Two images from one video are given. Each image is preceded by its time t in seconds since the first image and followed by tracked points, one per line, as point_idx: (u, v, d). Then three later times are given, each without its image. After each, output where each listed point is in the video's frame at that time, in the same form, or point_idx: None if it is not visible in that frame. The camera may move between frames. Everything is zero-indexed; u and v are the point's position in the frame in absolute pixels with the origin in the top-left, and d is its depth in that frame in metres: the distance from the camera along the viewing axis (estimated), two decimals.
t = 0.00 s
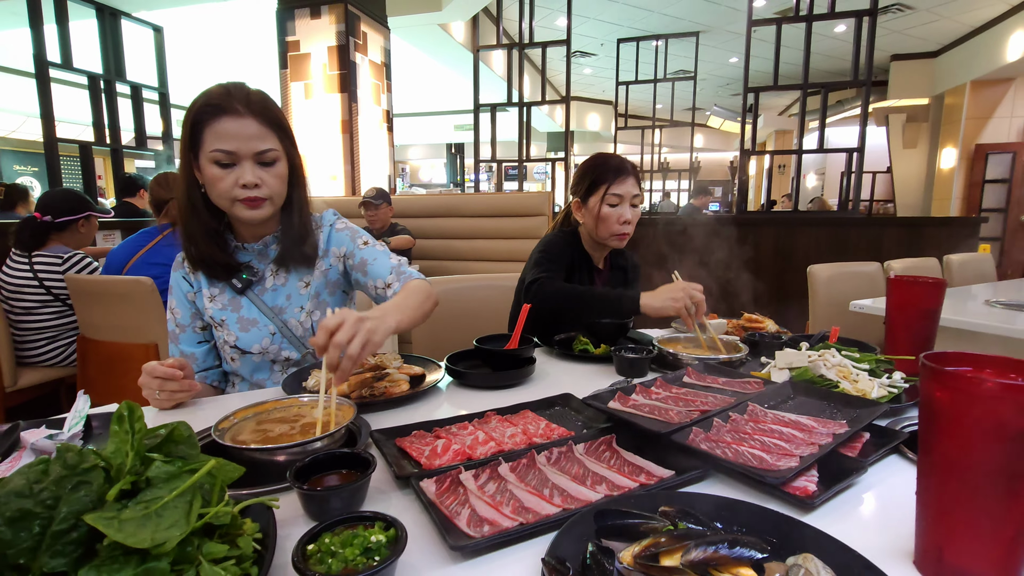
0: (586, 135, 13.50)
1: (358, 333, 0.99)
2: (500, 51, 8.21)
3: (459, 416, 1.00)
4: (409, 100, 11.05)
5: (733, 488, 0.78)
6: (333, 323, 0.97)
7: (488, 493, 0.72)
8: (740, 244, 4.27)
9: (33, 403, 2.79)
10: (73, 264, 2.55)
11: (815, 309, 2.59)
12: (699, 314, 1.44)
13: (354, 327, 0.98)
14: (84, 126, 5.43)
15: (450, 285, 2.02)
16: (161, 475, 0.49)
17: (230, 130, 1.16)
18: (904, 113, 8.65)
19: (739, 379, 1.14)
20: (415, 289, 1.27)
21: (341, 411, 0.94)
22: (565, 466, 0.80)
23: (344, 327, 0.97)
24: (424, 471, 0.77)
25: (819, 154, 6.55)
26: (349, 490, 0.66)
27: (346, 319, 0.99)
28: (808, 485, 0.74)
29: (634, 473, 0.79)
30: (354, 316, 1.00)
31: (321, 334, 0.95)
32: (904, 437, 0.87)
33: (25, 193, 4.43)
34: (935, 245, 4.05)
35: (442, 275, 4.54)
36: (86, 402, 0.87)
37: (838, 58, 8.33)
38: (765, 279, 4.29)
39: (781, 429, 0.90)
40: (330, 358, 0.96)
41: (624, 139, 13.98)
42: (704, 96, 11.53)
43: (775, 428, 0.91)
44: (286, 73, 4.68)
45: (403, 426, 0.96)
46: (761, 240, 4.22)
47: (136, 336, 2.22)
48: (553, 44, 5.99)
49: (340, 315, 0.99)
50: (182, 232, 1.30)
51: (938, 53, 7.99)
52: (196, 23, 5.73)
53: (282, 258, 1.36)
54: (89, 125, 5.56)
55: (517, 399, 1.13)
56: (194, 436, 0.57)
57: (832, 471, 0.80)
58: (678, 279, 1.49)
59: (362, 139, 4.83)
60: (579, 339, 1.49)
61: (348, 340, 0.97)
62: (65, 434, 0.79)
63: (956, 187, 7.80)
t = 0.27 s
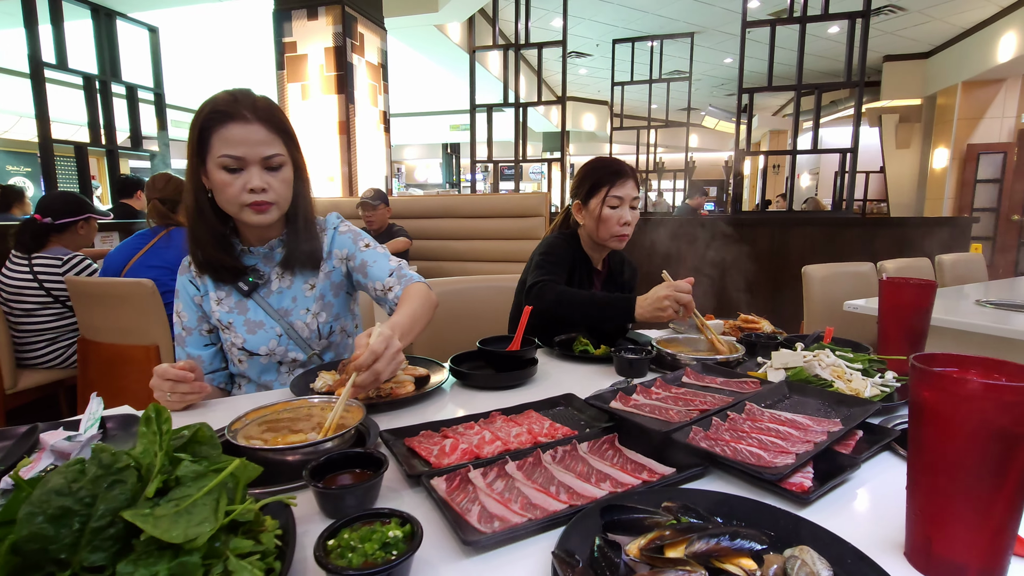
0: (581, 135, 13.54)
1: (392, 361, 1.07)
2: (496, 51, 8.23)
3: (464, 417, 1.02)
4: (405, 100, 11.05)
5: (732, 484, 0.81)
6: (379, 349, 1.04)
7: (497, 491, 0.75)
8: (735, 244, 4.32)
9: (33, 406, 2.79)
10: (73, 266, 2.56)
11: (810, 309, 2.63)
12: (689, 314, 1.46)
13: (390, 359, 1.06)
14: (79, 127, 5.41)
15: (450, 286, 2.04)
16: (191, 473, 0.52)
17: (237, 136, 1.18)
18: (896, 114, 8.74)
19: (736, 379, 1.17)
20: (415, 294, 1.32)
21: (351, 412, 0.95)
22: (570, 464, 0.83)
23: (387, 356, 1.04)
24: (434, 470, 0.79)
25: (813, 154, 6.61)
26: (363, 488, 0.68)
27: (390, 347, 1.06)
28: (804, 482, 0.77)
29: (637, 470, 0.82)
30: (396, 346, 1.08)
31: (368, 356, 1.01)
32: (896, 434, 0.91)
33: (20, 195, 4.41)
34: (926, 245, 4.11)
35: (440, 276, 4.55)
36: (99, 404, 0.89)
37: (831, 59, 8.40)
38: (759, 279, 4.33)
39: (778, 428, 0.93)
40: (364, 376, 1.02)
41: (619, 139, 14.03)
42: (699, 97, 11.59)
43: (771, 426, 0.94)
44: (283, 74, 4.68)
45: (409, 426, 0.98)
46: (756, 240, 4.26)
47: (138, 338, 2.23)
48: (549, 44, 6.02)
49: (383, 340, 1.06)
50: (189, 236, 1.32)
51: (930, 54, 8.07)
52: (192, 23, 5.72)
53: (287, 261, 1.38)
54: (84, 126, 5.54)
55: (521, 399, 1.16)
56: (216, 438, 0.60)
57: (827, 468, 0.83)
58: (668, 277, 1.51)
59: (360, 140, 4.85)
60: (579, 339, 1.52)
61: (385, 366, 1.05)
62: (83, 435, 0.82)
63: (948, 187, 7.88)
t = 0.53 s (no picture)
0: (577, 134, 13.57)
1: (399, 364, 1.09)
2: (492, 51, 8.23)
3: (472, 410, 1.03)
4: (401, 99, 11.03)
5: (740, 474, 0.83)
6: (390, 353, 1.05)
7: (510, 481, 0.76)
8: (732, 242, 4.35)
9: (32, 405, 2.78)
10: (72, 264, 2.55)
11: (807, 306, 2.66)
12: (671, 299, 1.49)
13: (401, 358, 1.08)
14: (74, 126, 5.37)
15: (452, 283, 2.05)
16: (216, 462, 0.53)
17: (245, 132, 1.18)
18: (891, 113, 8.80)
19: (740, 373, 1.19)
20: (422, 289, 1.33)
21: (360, 407, 0.94)
22: (580, 456, 0.84)
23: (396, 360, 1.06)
24: (447, 461, 0.80)
25: (808, 153, 6.65)
26: (378, 479, 0.69)
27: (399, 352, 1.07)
28: (811, 471, 0.78)
29: (647, 461, 0.83)
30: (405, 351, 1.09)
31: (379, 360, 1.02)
32: (898, 425, 0.93)
33: (15, 194, 4.39)
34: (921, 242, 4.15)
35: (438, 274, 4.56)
36: (110, 399, 0.88)
37: (826, 58, 8.45)
38: (756, 277, 4.36)
39: (783, 419, 0.95)
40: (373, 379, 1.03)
41: (615, 138, 14.07)
42: (694, 96, 11.62)
43: (777, 418, 0.95)
44: (280, 72, 4.67)
45: (419, 419, 0.99)
46: (753, 239, 4.29)
47: (139, 336, 2.23)
48: (546, 44, 6.03)
49: (394, 346, 1.08)
50: (195, 233, 1.33)
51: (923, 53, 8.13)
52: (188, 22, 5.70)
53: (292, 258, 1.38)
54: (79, 125, 5.51)
55: (528, 393, 1.17)
56: (236, 429, 0.60)
57: (832, 457, 0.85)
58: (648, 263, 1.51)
59: (357, 139, 4.85)
60: (583, 335, 1.53)
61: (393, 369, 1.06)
62: (99, 429, 0.82)
63: (942, 186, 7.95)
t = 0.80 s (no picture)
0: (573, 132, 13.60)
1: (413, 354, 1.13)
2: (488, 49, 8.23)
3: (480, 403, 1.05)
4: (397, 97, 11.01)
5: (744, 462, 0.85)
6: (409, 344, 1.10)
7: (522, 469, 0.78)
8: (728, 239, 4.38)
9: (30, 404, 2.77)
10: (70, 262, 2.54)
11: (804, 302, 2.69)
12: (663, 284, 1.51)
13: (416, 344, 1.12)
14: (68, 124, 5.33)
15: (453, 280, 2.07)
16: (242, 448, 0.54)
17: (253, 129, 1.19)
18: (884, 111, 8.87)
19: (742, 365, 1.21)
20: (433, 286, 1.36)
21: (371, 400, 0.93)
22: (589, 445, 0.86)
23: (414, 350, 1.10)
24: (459, 451, 0.82)
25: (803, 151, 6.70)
26: (394, 467, 0.70)
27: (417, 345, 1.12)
28: (815, 457, 0.80)
29: (654, 450, 0.85)
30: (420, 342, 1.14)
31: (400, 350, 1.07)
32: (898, 414, 0.95)
33: (10, 192, 4.36)
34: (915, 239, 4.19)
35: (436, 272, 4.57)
36: (123, 392, 0.89)
37: (820, 57, 8.50)
38: (752, 274, 4.40)
39: (786, 409, 0.97)
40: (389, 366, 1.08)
41: (611, 136, 14.10)
42: (690, 94, 11.66)
43: (780, 408, 0.98)
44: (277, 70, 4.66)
45: (429, 412, 1.01)
46: (749, 236, 4.32)
47: (138, 333, 2.23)
48: (542, 42, 6.03)
49: (414, 337, 1.12)
50: (202, 229, 1.33)
51: (916, 52, 8.19)
52: (183, 20, 5.67)
53: (299, 254, 1.39)
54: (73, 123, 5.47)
55: (534, 386, 1.19)
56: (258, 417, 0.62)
57: (834, 445, 0.87)
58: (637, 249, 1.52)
59: (354, 137, 4.84)
60: (585, 330, 1.55)
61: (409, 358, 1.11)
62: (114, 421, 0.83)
63: (935, 184, 8.03)
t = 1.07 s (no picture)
0: (568, 130, 13.63)
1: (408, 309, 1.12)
2: (483, 47, 8.23)
3: (482, 398, 1.07)
4: (392, 95, 10.99)
5: (741, 454, 0.87)
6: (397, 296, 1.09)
7: (525, 461, 0.80)
8: (723, 236, 4.41)
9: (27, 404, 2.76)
10: (67, 261, 2.54)
11: (797, 298, 2.72)
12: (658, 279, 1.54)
13: (408, 309, 1.11)
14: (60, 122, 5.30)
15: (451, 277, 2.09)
16: (256, 440, 0.56)
17: (255, 126, 1.21)
18: (877, 109, 8.94)
19: (738, 360, 1.23)
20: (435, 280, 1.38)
21: (375, 395, 0.96)
22: (590, 438, 0.88)
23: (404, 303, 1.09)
24: (463, 444, 0.84)
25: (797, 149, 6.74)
26: (401, 461, 0.71)
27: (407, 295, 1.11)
28: (809, 448, 0.83)
29: (653, 442, 0.87)
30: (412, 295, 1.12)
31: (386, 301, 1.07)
32: (889, 406, 0.98)
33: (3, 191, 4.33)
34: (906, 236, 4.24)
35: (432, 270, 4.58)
36: (129, 389, 0.90)
37: (814, 55, 8.55)
38: (747, 271, 4.44)
39: (781, 403, 0.99)
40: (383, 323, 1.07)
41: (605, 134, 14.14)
42: (684, 92, 11.70)
43: (775, 401, 1.00)
44: (272, 68, 4.64)
45: (431, 407, 1.02)
46: (744, 234, 4.36)
47: (136, 332, 2.23)
48: (538, 40, 6.04)
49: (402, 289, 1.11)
50: (204, 227, 1.34)
51: (908, 50, 8.26)
52: (177, 17, 5.63)
53: (301, 252, 1.41)
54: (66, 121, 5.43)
55: (533, 381, 1.21)
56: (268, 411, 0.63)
57: (827, 437, 0.90)
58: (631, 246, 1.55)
59: (350, 135, 4.84)
60: (583, 327, 1.57)
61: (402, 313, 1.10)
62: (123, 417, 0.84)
63: (927, 181, 8.12)
